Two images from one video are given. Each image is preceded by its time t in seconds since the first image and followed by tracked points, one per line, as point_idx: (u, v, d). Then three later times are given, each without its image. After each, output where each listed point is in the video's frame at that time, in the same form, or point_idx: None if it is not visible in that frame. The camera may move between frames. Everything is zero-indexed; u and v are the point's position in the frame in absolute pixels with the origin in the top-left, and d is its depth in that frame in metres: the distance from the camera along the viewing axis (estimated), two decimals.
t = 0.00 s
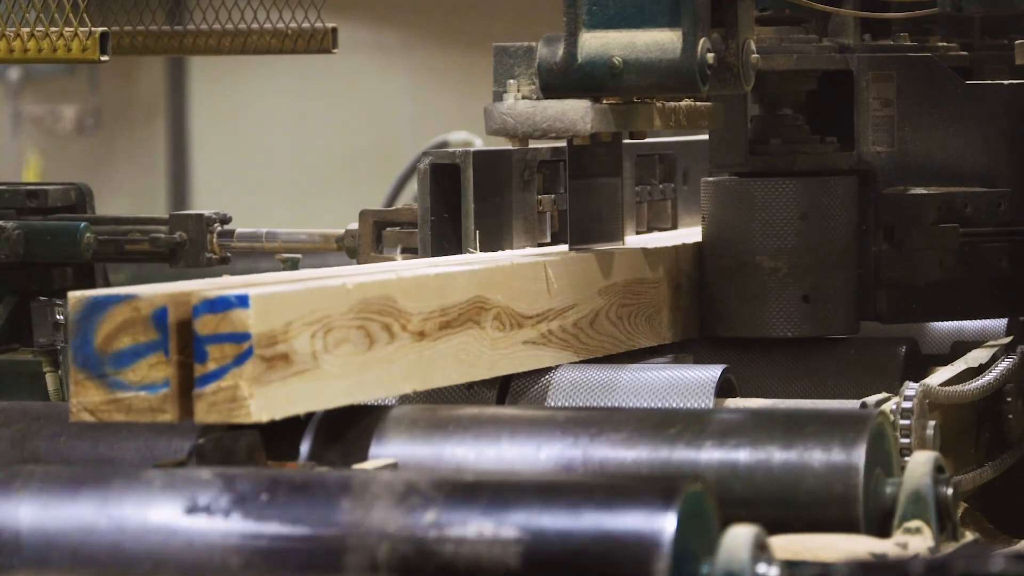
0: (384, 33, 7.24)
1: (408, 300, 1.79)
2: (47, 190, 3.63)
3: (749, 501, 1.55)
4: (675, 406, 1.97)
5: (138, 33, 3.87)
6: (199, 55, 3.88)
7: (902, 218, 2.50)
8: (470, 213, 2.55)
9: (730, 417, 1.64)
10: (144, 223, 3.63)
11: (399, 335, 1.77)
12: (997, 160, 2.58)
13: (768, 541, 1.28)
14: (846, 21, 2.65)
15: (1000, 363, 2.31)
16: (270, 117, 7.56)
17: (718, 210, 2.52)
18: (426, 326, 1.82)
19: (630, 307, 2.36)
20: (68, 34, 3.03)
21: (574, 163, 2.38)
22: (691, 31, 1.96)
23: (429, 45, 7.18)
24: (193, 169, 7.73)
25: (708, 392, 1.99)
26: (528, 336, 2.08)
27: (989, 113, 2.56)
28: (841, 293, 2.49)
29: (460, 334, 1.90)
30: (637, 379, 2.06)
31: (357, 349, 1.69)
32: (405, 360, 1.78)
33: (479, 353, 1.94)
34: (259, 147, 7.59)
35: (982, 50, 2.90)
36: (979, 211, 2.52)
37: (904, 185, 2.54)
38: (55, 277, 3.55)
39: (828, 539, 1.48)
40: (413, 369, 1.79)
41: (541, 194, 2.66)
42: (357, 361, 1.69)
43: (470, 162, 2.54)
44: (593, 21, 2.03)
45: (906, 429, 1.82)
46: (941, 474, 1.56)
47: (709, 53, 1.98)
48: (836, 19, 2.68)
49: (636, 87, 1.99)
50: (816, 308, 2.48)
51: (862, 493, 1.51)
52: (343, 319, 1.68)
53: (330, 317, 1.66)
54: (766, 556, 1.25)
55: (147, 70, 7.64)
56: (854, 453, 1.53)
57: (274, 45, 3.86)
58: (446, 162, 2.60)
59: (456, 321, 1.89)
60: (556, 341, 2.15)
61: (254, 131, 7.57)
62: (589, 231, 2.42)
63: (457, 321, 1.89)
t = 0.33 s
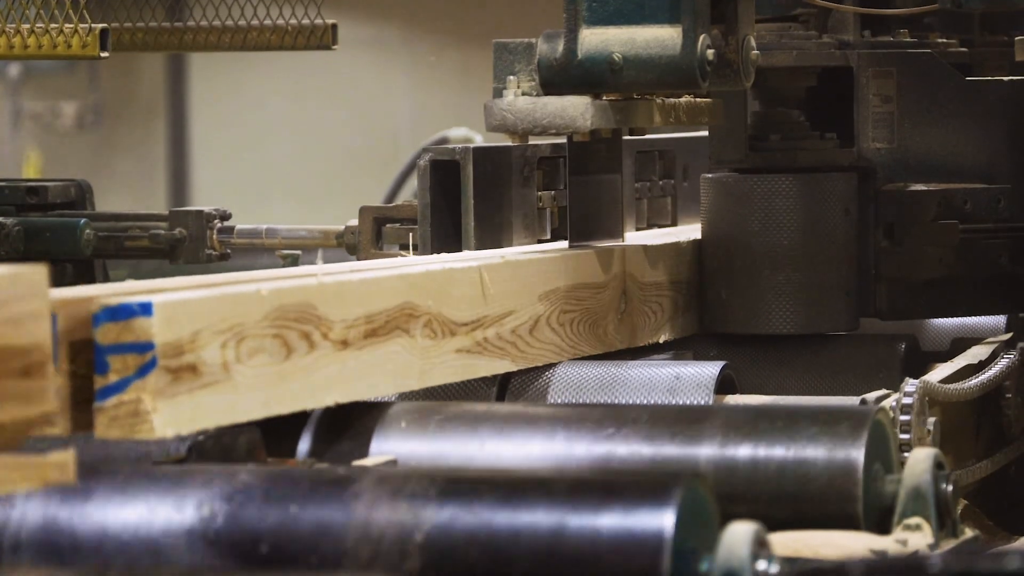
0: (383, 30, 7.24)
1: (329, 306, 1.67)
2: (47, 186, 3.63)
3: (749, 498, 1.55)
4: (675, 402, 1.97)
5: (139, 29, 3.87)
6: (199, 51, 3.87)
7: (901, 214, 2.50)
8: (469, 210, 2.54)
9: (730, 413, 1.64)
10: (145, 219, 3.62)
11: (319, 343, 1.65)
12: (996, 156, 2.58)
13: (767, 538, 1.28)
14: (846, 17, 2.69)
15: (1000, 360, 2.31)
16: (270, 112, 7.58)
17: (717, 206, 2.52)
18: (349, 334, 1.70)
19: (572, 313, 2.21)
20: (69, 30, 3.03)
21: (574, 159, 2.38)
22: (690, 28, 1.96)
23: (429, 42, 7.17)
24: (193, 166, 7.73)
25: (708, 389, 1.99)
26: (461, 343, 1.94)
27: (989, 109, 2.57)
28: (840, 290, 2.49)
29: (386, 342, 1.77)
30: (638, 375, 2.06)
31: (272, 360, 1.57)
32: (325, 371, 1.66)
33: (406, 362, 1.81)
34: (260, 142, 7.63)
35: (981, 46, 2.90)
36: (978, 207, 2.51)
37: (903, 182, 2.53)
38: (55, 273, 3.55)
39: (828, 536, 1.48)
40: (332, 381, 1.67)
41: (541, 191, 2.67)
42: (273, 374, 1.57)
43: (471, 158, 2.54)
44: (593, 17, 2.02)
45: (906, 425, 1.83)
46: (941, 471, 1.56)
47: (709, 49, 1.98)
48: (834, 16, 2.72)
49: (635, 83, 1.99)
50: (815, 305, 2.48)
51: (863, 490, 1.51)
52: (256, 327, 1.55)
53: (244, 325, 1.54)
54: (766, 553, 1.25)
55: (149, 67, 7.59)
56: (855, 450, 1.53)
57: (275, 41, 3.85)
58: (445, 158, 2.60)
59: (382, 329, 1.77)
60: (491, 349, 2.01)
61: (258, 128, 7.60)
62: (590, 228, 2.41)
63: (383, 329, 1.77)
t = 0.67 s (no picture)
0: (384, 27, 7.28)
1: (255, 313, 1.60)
2: (47, 185, 3.62)
3: (749, 497, 1.55)
4: (674, 401, 1.97)
5: (138, 27, 3.86)
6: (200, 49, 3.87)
7: (901, 212, 2.50)
8: (470, 208, 2.55)
9: (730, 413, 1.64)
10: (145, 218, 3.62)
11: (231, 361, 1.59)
12: (996, 155, 2.58)
13: (767, 535, 1.28)
14: (846, 15, 2.73)
15: (999, 360, 2.31)
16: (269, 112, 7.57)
17: (716, 205, 2.52)
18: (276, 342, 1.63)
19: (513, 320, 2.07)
20: (69, 29, 3.03)
21: (576, 157, 2.38)
22: (690, 26, 1.96)
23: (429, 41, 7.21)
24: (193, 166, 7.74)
25: (708, 387, 1.99)
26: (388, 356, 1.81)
27: (990, 107, 2.57)
28: (840, 288, 2.49)
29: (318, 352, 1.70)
30: (638, 373, 2.06)
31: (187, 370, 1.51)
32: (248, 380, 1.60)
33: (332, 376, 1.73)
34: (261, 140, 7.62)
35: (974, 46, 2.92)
36: (979, 205, 2.52)
37: (903, 180, 2.54)
38: (55, 272, 3.55)
39: (827, 533, 1.48)
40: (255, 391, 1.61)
41: (541, 189, 2.67)
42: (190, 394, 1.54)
43: (470, 155, 2.55)
44: (593, 15, 2.03)
45: (906, 423, 1.83)
46: (940, 468, 1.56)
47: (709, 47, 1.98)
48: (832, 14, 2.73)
49: (635, 81, 1.99)
50: (816, 302, 2.48)
51: (862, 488, 1.51)
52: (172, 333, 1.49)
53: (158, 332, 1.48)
54: (766, 551, 1.25)
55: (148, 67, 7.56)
56: (854, 447, 1.53)
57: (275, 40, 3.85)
58: (444, 156, 2.60)
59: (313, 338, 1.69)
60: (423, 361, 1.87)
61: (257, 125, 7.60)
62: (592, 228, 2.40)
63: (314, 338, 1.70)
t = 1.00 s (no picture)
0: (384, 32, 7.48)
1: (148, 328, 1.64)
2: (46, 183, 3.62)
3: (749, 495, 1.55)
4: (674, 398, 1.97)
5: (137, 25, 3.85)
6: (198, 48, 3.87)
7: (902, 211, 2.50)
8: (470, 208, 2.56)
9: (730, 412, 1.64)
10: (146, 216, 3.63)
11: (129, 365, 1.62)
12: (999, 152, 2.57)
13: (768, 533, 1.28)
14: (846, 14, 2.69)
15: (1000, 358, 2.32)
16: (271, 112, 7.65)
17: (715, 204, 2.54)
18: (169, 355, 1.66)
19: (442, 331, 1.97)
20: (69, 27, 3.04)
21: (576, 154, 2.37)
22: (690, 25, 1.95)
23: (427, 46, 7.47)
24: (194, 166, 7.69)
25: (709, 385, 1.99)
26: (307, 364, 1.80)
27: (991, 105, 2.56)
28: (840, 287, 2.49)
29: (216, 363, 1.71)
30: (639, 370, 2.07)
31: (70, 385, 1.57)
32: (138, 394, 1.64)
33: (240, 382, 1.74)
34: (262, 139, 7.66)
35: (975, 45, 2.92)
36: (979, 203, 2.50)
37: (902, 178, 2.53)
38: (55, 271, 3.55)
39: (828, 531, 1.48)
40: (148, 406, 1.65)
41: (541, 187, 2.67)
42: (65, 399, 1.57)
43: (471, 155, 2.56)
44: (593, 14, 2.03)
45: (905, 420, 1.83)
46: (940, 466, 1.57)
47: (709, 46, 1.98)
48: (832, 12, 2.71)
49: (635, 80, 1.99)
50: (818, 301, 2.48)
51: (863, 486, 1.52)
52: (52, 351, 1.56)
53: (36, 347, 1.54)
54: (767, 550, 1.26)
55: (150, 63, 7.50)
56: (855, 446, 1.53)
57: (274, 38, 3.85)
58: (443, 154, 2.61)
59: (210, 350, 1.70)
60: (342, 370, 1.84)
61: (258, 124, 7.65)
62: (591, 227, 2.39)
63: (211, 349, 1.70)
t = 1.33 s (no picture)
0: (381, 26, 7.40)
1: (32, 336, 1.25)
2: (46, 182, 3.62)
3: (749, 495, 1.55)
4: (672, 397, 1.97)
5: (137, 24, 3.85)
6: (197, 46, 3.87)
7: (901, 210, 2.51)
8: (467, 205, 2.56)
9: (731, 412, 1.64)
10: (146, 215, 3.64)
11: (16, 381, 1.23)
12: (996, 152, 2.58)
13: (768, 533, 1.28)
14: (845, 13, 2.66)
15: (998, 356, 2.32)
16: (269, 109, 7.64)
17: (715, 202, 2.51)
18: (58, 368, 1.26)
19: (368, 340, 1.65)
20: (68, 26, 3.03)
21: (575, 152, 2.37)
22: (690, 23, 1.95)
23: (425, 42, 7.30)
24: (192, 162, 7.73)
25: (708, 384, 1.99)
26: (215, 379, 1.43)
27: (988, 104, 2.57)
28: (839, 284, 2.49)
29: (115, 378, 1.32)
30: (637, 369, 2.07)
31: None
32: (24, 416, 1.24)
33: (141, 405, 1.34)
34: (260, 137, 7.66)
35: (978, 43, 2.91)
36: (978, 202, 2.52)
37: (901, 177, 2.54)
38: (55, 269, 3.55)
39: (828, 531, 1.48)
40: (35, 428, 1.25)
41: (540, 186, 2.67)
42: None
43: (469, 152, 2.57)
44: (591, 12, 2.03)
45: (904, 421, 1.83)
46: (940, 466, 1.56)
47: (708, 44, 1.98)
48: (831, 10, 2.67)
49: (635, 78, 1.99)
50: (816, 298, 2.48)
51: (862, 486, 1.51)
52: None
53: None
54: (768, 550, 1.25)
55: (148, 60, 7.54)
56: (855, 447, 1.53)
57: (274, 36, 3.85)
58: (443, 153, 2.61)
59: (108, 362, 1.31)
60: (255, 385, 1.48)
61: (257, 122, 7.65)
62: (589, 225, 2.39)
63: (111, 360, 1.31)
